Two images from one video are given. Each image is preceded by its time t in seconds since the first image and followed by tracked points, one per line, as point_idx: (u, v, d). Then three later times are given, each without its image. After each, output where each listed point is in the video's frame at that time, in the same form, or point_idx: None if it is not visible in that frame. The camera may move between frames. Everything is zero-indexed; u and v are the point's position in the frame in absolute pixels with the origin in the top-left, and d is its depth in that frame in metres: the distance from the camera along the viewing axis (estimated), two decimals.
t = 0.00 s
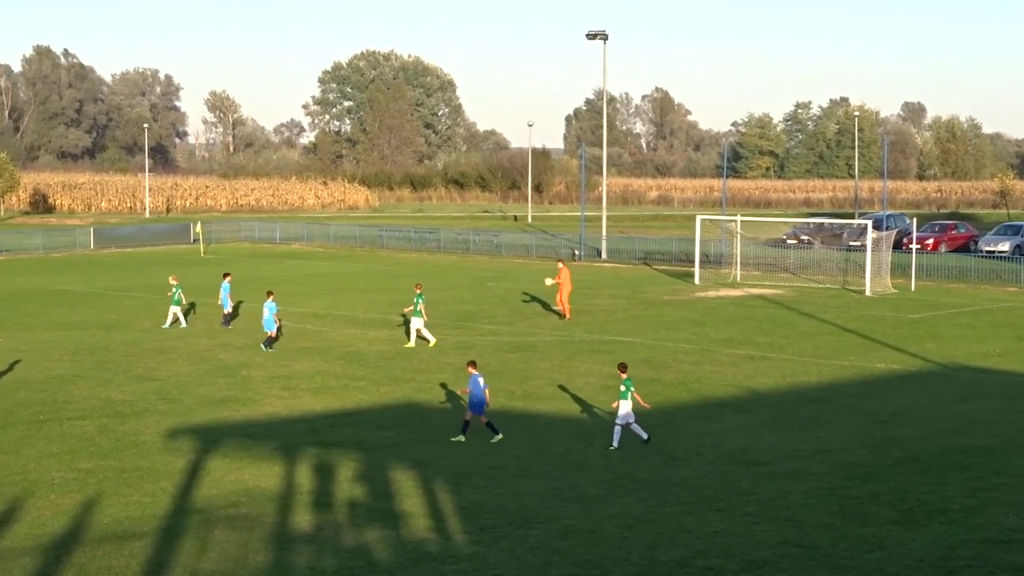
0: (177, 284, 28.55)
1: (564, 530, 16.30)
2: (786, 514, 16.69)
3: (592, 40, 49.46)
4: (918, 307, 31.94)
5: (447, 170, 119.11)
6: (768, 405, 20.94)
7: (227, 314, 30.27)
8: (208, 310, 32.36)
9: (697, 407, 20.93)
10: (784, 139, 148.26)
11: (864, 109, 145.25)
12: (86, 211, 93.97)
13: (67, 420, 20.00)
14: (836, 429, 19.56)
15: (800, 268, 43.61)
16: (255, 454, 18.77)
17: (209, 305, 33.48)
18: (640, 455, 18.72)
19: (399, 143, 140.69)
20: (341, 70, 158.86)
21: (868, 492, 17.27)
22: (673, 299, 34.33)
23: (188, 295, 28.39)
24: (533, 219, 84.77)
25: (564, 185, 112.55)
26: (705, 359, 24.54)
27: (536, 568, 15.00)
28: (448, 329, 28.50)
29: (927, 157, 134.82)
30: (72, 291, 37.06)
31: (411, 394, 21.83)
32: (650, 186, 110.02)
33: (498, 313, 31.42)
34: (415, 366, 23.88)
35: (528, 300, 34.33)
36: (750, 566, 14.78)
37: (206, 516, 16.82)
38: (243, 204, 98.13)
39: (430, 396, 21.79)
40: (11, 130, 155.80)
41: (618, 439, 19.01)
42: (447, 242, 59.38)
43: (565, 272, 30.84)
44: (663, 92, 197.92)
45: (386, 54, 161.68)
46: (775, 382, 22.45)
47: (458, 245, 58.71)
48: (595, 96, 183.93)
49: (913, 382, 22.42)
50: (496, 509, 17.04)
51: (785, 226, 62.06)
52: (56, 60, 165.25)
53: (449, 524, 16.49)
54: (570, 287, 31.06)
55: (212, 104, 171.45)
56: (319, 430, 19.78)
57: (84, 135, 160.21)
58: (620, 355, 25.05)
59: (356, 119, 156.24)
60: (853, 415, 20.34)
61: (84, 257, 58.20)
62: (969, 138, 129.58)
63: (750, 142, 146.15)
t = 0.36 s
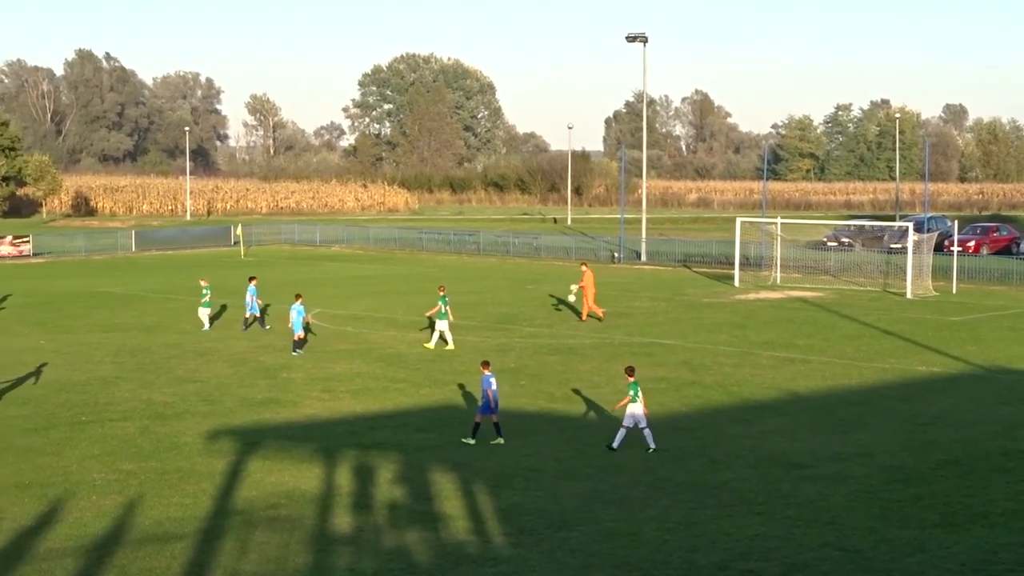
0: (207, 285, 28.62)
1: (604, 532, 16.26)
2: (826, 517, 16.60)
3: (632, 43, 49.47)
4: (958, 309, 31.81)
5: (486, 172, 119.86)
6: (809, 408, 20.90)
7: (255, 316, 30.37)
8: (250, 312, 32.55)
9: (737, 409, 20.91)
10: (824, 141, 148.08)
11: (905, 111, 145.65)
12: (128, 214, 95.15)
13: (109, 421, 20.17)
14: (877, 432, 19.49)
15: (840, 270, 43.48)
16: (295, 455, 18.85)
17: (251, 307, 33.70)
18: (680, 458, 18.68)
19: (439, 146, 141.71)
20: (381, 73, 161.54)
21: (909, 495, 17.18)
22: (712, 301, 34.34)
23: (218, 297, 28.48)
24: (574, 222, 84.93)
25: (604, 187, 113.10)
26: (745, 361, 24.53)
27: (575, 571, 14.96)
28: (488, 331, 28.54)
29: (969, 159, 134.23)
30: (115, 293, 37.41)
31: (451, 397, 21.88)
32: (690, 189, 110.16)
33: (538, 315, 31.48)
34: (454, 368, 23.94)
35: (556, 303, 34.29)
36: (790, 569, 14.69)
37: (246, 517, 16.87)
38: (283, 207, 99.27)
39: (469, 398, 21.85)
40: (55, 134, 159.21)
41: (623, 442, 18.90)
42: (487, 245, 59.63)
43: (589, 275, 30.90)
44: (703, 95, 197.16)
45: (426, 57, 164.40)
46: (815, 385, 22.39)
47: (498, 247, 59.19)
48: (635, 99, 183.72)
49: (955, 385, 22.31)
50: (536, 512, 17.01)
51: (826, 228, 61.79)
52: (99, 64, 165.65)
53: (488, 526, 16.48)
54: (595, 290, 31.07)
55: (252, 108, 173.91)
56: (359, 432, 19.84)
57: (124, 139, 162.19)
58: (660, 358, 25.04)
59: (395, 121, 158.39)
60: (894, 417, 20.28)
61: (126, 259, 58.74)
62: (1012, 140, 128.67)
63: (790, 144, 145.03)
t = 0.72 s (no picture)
0: (239, 285, 28.78)
1: (644, 534, 16.24)
2: (867, 519, 16.51)
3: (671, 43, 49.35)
4: (1001, 312, 31.64)
5: (526, 173, 120.70)
6: (849, 410, 20.87)
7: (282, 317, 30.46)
8: (291, 314, 32.72)
9: (778, 411, 20.89)
10: (865, 142, 147.66)
11: (947, 112, 145.06)
12: (169, 215, 96.11)
13: (150, 421, 20.29)
14: (918, 435, 19.43)
15: (881, 272, 43.47)
16: (335, 456, 18.92)
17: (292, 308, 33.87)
18: (721, 459, 18.67)
19: (477, 147, 143.42)
20: (421, 75, 162.34)
21: (951, 497, 17.08)
22: (751, 303, 34.30)
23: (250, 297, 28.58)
24: (613, 224, 84.91)
25: (643, 189, 113.41)
26: (786, 363, 24.53)
27: (615, 572, 14.93)
28: (527, 333, 28.60)
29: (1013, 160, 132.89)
30: (158, 294, 37.69)
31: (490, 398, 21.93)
32: (730, 190, 110.08)
33: (576, 317, 31.53)
34: (494, 370, 24.00)
35: (585, 304, 34.29)
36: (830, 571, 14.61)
37: (286, 518, 16.92)
38: (323, 208, 99.74)
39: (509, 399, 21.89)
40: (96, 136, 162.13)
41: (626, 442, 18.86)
42: (527, 246, 59.83)
43: (615, 277, 30.90)
44: (743, 96, 196.12)
45: (466, 58, 164.99)
46: (855, 387, 22.36)
47: (537, 248, 59.59)
48: (675, 100, 183.23)
49: (997, 387, 22.21)
50: (575, 513, 17.00)
51: (868, 229, 61.41)
52: (140, 67, 169.00)
53: (528, 527, 16.48)
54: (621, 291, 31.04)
55: (292, 110, 175.84)
56: (399, 433, 19.90)
57: (166, 140, 163.92)
58: (700, 359, 25.04)
59: (435, 123, 159.11)
60: (935, 420, 20.22)
61: (166, 260, 59.21)
62: None
63: (830, 145, 145.53)
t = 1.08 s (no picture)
0: (268, 283, 28.87)
1: (678, 533, 16.17)
2: (902, 519, 16.38)
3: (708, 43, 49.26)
4: None
5: (561, 172, 120.72)
6: (885, 410, 20.80)
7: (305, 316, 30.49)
8: (326, 311, 32.83)
9: (813, 411, 20.86)
10: (902, 142, 147.08)
11: (985, 112, 145.17)
12: (206, 213, 96.19)
13: (186, 418, 20.36)
14: (954, 435, 19.35)
15: (917, 271, 43.54)
16: (370, 453, 18.95)
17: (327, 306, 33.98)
18: (756, 459, 18.64)
19: (513, 146, 144.06)
20: (457, 73, 162.24)
21: (987, 498, 16.96)
22: (786, 302, 34.22)
23: (279, 294, 28.64)
24: (649, 223, 84.78)
25: (678, 187, 113.23)
26: (821, 362, 24.49)
27: (649, 571, 14.87)
28: (562, 331, 28.62)
29: None
30: (195, 291, 37.90)
31: (525, 396, 21.96)
32: (767, 189, 109.77)
33: (611, 315, 31.52)
34: (529, 368, 24.03)
35: (610, 302, 34.30)
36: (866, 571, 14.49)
37: (321, 515, 16.95)
38: (359, 206, 100.18)
39: (544, 398, 21.91)
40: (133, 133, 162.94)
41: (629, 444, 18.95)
42: (562, 245, 59.93)
43: (639, 275, 30.91)
44: (779, 95, 194.94)
45: (502, 56, 164.17)
46: (891, 387, 22.30)
47: (573, 247, 59.58)
48: (711, 98, 182.68)
49: None
50: (610, 512, 16.96)
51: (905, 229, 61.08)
52: (177, 64, 170.34)
53: (562, 526, 16.45)
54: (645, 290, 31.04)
55: (329, 107, 176.55)
56: (433, 431, 19.93)
57: (203, 138, 165.18)
58: (735, 358, 25.03)
59: (471, 122, 159.12)
60: (971, 421, 20.12)
61: (201, 258, 59.58)
62: None
63: (867, 144, 144.95)
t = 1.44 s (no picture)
0: (291, 279, 28.98)
1: (704, 532, 16.10)
2: (930, 518, 16.25)
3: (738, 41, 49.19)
4: None
5: (589, 170, 120.86)
6: (914, 410, 20.74)
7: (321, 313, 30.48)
8: (354, 308, 32.87)
9: (841, 410, 20.82)
10: (932, 141, 146.48)
11: (1016, 112, 144.96)
12: (234, 209, 97.05)
13: (214, 414, 20.41)
14: (983, 436, 19.28)
15: (947, 271, 43.41)
16: (398, 450, 18.99)
17: (355, 303, 33.99)
18: (784, 458, 18.61)
19: (542, 144, 143.95)
20: (486, 70, 161.91)
21: (1017, 499, 16.83)
22: (815, 301, 34.19)
23: (303, 291, 28.73)
24: (676, 220, 84.68)
25: (707, 185, 113.17)
26: (850, 362, 24.45)
27: (676, 569, 14.81)
28: (590, 329, 28.65)
29: None
30: (223, 287, 38.00)
31: (553, 394, 22.00)
32: (795, 188, 109.52)
33: (640, 313, 31.58)
34: (557, 366, 24.06)
35: (630, 301, 34.30)
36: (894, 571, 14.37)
37: (348, 511, 16.98)
38: (388, 203, 99.74)
39: (572, 395, 21.95)
40: (163, 129, 163.27)
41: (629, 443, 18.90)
42: (590, 242, 60.10)
43: (658, 273, 30.87)
44: (809, 93, 193.93)
45: (531, 54, 163.76)
46: (919, 387, 22.24)
47: (600, 245, 59.58)
48: (740, 97, 182.05)
49: None
50: (637, 510, 16.93)
51: (936, 228, 60.72)
52: (207, 61, 171.52)
53: (590, 523, 16.42)
54: (663, 288, 31.01)
55: (358, 103, 177.40)
56: (461, 429, 19.97)
57: (232, 134, 164.41)
58: (762, 357, 25.04)
59: (500, 119, 159.02)
60: (1000, 421, 20.03)
61: (229, 254, 59.79)
62: None
63: (897, 143, 144.33)
